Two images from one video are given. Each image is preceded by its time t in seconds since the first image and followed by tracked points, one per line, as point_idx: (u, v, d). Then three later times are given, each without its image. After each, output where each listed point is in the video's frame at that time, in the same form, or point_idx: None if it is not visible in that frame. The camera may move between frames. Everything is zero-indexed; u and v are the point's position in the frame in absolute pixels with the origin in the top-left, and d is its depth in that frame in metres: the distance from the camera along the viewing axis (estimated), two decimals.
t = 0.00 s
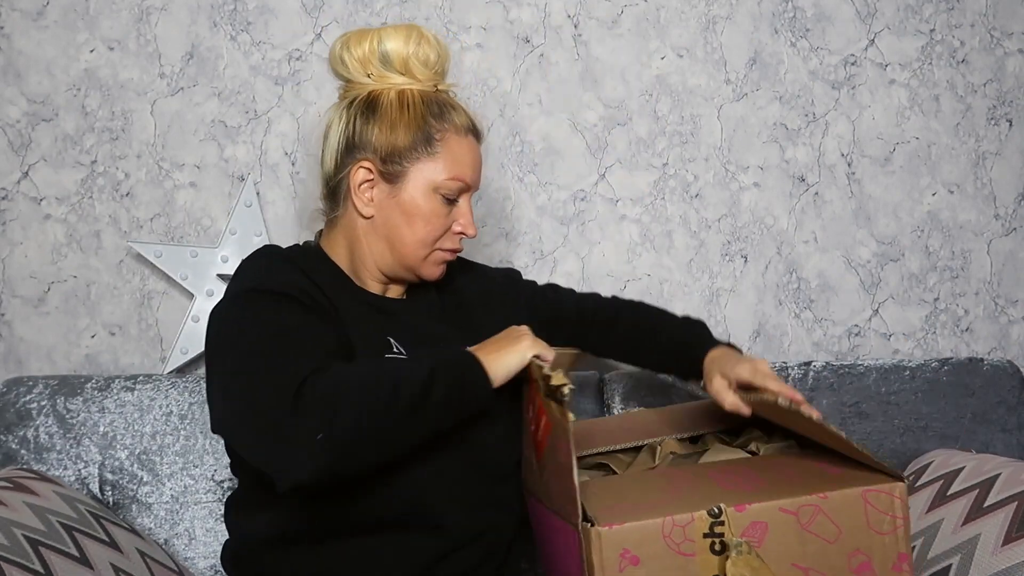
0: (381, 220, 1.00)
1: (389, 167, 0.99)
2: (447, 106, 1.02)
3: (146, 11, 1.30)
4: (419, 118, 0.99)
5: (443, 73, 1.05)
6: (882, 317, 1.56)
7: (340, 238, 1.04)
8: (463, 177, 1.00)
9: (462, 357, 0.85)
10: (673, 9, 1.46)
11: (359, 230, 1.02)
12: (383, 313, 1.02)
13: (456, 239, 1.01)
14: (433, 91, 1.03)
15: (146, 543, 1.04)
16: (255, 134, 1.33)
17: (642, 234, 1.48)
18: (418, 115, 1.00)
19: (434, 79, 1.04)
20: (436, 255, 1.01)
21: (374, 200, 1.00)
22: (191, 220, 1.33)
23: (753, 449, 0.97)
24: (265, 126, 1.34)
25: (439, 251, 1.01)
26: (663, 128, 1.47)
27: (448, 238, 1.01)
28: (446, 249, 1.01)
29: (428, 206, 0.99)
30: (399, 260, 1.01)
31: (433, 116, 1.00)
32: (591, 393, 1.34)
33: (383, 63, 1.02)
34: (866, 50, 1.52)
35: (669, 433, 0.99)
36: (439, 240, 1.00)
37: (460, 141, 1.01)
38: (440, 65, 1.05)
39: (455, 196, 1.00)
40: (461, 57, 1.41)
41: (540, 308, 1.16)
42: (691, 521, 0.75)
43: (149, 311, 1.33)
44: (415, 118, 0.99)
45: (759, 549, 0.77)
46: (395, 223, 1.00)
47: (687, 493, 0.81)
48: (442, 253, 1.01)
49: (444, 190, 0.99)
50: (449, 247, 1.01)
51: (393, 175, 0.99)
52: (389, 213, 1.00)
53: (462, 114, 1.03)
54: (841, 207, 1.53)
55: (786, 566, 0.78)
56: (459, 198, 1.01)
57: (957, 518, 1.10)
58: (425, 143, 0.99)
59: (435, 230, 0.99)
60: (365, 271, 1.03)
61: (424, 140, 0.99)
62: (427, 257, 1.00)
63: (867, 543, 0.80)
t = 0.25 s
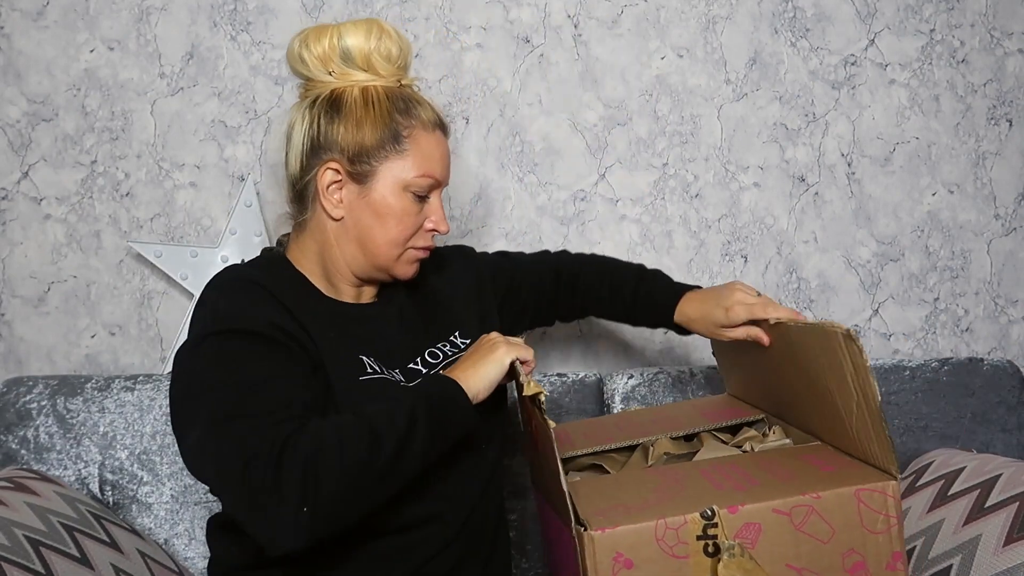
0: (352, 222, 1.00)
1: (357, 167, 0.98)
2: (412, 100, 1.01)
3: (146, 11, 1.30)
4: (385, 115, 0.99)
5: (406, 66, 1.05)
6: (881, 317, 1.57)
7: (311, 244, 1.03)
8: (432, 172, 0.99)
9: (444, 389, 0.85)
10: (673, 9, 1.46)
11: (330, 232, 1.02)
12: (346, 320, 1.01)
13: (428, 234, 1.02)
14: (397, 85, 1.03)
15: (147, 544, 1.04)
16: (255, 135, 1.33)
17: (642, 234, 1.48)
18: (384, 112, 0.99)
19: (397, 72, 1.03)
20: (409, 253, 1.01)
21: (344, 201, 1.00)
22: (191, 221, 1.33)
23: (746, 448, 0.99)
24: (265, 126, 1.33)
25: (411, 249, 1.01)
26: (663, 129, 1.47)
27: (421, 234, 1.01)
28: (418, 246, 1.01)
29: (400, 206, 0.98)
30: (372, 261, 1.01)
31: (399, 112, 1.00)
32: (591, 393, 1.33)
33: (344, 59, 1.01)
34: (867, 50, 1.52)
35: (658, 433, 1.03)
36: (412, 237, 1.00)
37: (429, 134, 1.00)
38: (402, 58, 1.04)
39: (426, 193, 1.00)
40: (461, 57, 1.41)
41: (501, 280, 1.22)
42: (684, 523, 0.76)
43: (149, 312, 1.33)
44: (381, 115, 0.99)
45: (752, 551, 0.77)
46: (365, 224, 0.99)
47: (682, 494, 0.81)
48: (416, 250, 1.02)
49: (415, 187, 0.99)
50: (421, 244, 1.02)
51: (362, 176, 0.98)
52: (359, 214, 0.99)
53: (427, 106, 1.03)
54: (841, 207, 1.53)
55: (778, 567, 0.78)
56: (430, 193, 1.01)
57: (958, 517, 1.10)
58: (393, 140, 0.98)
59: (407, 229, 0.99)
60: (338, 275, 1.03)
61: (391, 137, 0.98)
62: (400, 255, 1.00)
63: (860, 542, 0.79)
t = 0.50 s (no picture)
0: (341, 224, 1.00)
1: (346, 169, 0.98)
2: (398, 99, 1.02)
3: (146, 11, 1.30)
4: (371, 116, 0.99)
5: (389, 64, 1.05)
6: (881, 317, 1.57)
7: (298, 248, 1.03)
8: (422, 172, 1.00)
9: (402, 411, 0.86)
10: (673, 9, 1.46)
11: (318, 235, 1.02)
12: (331, 328, 1.00)
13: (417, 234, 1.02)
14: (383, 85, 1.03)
15: (147, 544, 1.04)
16: (255, 135, 1.33)
17: (642, 234, 1.48)
18: (371, 113, 0.99)
19: (382, 72, 1.03)
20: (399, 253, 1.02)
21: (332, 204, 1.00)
22: (191, 221, 1.33)
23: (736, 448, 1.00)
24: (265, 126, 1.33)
25: (401, 249, 1.02)
26: (663, 129, 1.47)
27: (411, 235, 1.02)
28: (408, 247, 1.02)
29: (390, 209, 0.99)
30: (362, 263, 1.01)
31: (385, 112, 1.00)
32: (591, 392, 1.33)
33: (329, 59, 1.01)
34: (867, 50, 1.52)
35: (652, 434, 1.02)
36: (402, 238, 1.01)
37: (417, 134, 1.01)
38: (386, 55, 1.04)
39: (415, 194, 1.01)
40: (461, 57, 1.41)
41: (503, 300, 1.20)
42: (669, 524, 0.76)
43: (149, 311, 1.33)
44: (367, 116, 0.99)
45: (739, 550, 0.77)
46: (355, 226, 0.99)
47: (668, 494, 0.81)
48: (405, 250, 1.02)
49: (404, 188, 0.99)
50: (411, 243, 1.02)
51: (350, 178, 0.99)
52: (349, 217, 0.99)
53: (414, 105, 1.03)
54: (841, 207, 1.53)
55: (767, 565, 0.78)
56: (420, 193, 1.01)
57: (960, 518, 1.10)
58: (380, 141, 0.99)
59: (397, 230, 1.00)
60: (327, 279, 1.03)
61: (378, 137, 0.98)
62: (389, 256, 1.01)
63: (847, 537, 0.79)
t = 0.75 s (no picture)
0: (332, 222, 1.03)
1: (326, 164, 1.02)
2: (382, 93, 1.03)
3: (146, 11, 1.30)
4: (348, 111, 1.02)
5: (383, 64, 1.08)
6: (881, 317, 1.57)
7: (309, 258, 1.08)
8: (401, 160, 1.00)
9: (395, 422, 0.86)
10: (673, 9, 1.46)
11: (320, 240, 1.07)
12: (327, 349, 1.01)
13: (411, 226, 1.01)
14: (370, 81, 1.05)
15: (147, 545, 1.04)
16: (255, 134, 1.33)
17: (642, 235, 1.48)
18: (349, 107, 1.02)
19: (367, 70, 1.06)
20: (388, 246, 1.02)
21: (324, 203, 1.04)
22: (191, 221, 1.33)
23: (728, 444, 1.01)
24: (265, 126, 1.33)
25: (391, 241, 1.02)
26: (663, 129, 1.47)
27: (402, 227, 1.01)
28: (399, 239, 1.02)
29: (368, 198, 1.00)
30: (354, 258, 1.03)
31: (362, 105, 1.02)
32: (591, 393, 1.33)
33: (316, 64, 1.06)
34: (867, 50, 1.52)
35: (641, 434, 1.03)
36: (389, 229, 1.01)
37: (398, 123, 1.01)
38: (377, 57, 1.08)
39: (400, 184, 1.01)
40: (461, 57, 1.41)
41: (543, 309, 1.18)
42: (668, 529, 0.76)
43: (149, 311, 1.33)
44: (345, 111, 1.02)
45: (738, 553, 0.77)
46: (340, 222, 1.02)
47: (665, 496, 0.81)
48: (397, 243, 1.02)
49: (382, 177, 1.00)
50: (403, 234, 1.02)
51: (333, 174, 1.02)
52: (335, 214, 1.03)
53: (399, 97, 1.04)
54: (841, 207, 1.53)
55: (766, 567, 0.78)
56: (406, 182, 1.01)
57: (959, 518, 1.10)
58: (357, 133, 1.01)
59: (380, 219, 1.00)
60: (337, 284, 1.07)
61: (354, 129, 1.01)
62: (377, 249, 1.01)
63: (845, 538, 0.79)
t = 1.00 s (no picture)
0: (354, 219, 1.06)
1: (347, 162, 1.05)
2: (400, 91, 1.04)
3: (146, 11, 1.30)
4: (365, 110, 1.04)
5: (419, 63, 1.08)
6: (881, 317, 1.57)
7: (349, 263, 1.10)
8: (404, 153, 1.00)
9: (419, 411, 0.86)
10: (673, 9, 1.46)
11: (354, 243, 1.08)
12: (359, 344, 1.01)
13: (413, 220, 1.00)
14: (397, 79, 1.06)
15: (147, 544, 1.04)
16: (255, 134, 1.33)
17: (642, 235, 1.48)
18: (367, 107, 1.04)
19: (390, 70, 1.07)
20: (393, 240, 1.01)
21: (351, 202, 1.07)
22: (191, 221, 1.33)
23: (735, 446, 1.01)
24: (264, 126, 1.33)
25: (396, 235, 1.01)
26: (663, 129, 1.47)
27: (406, 221, 1.00)
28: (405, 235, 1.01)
29: (372, 191, 1.01)
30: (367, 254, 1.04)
31: (377, 103, 1.04)
32: (590, 393, 1.33)
33: (355, 70, 1.10)
34: (866, 50, 1.52)
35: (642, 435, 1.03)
36: (391, 222, 1.00)
37: (406, 119, 1.02)
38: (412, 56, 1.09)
39: (405, 178, 1.01)
40: (461, 57, 1.40)
41: (552, 322, 1.19)
42: (675, 527, 0.75)
43: (149, 311, 1.33)
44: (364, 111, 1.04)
45: (744, 553, 0.77)
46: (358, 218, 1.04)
47: (672, 496, 0.81)
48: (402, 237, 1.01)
49: (386, 171, 1.00)
50: (406, 228, 1.00)
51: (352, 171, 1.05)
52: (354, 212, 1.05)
53: (414, 93, 1.04)
54: (841, 207, 1.53)
55: (772, 568, 0.78)
56: (410, 176, 1.00)
57: (959, 518, 1.10)
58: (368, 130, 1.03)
59: (382, 212, 1.00)
60: (371, 284, 1.07)
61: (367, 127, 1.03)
62: (383, 243, 1.01)
63: (851, 540, 0.79)
